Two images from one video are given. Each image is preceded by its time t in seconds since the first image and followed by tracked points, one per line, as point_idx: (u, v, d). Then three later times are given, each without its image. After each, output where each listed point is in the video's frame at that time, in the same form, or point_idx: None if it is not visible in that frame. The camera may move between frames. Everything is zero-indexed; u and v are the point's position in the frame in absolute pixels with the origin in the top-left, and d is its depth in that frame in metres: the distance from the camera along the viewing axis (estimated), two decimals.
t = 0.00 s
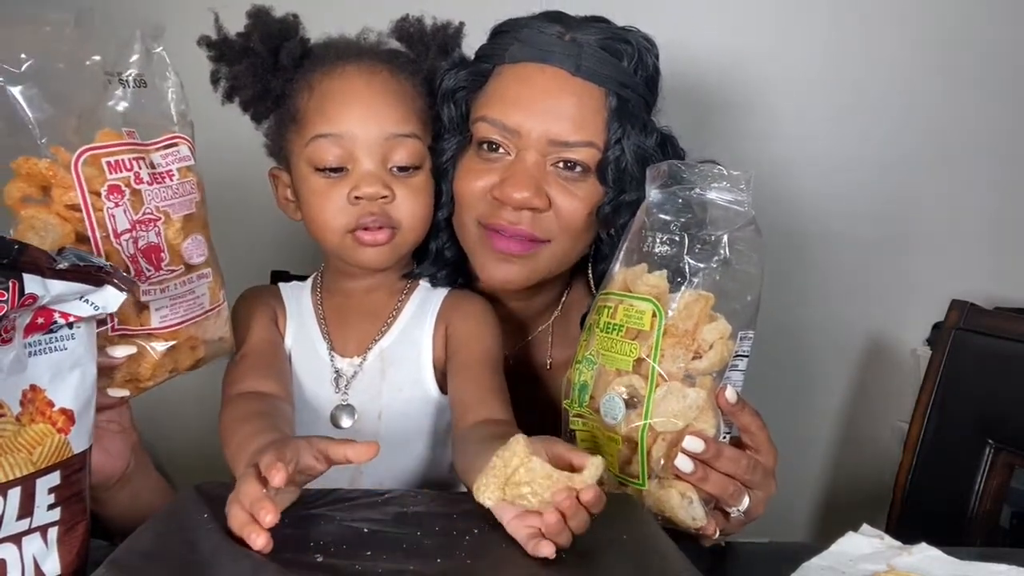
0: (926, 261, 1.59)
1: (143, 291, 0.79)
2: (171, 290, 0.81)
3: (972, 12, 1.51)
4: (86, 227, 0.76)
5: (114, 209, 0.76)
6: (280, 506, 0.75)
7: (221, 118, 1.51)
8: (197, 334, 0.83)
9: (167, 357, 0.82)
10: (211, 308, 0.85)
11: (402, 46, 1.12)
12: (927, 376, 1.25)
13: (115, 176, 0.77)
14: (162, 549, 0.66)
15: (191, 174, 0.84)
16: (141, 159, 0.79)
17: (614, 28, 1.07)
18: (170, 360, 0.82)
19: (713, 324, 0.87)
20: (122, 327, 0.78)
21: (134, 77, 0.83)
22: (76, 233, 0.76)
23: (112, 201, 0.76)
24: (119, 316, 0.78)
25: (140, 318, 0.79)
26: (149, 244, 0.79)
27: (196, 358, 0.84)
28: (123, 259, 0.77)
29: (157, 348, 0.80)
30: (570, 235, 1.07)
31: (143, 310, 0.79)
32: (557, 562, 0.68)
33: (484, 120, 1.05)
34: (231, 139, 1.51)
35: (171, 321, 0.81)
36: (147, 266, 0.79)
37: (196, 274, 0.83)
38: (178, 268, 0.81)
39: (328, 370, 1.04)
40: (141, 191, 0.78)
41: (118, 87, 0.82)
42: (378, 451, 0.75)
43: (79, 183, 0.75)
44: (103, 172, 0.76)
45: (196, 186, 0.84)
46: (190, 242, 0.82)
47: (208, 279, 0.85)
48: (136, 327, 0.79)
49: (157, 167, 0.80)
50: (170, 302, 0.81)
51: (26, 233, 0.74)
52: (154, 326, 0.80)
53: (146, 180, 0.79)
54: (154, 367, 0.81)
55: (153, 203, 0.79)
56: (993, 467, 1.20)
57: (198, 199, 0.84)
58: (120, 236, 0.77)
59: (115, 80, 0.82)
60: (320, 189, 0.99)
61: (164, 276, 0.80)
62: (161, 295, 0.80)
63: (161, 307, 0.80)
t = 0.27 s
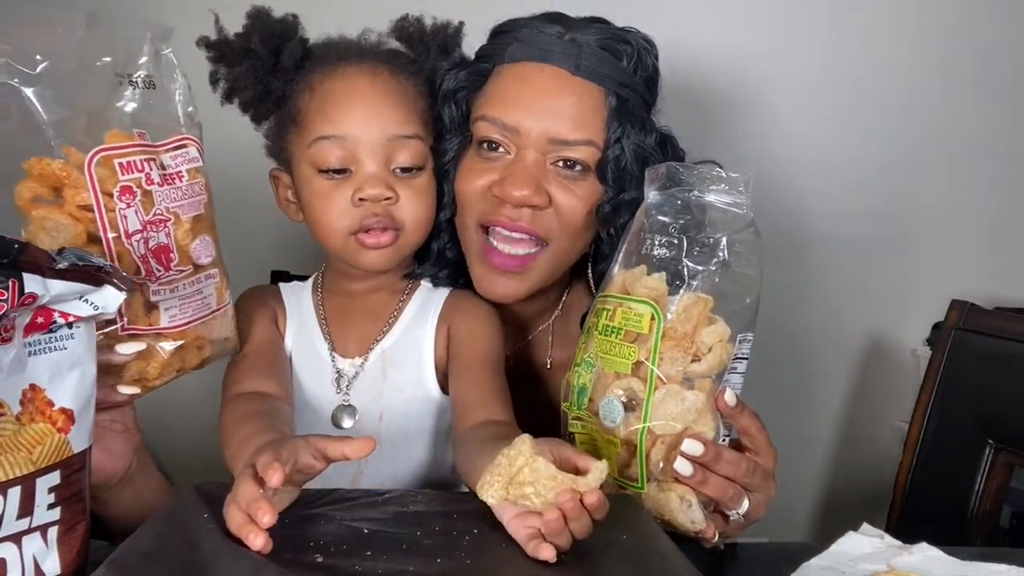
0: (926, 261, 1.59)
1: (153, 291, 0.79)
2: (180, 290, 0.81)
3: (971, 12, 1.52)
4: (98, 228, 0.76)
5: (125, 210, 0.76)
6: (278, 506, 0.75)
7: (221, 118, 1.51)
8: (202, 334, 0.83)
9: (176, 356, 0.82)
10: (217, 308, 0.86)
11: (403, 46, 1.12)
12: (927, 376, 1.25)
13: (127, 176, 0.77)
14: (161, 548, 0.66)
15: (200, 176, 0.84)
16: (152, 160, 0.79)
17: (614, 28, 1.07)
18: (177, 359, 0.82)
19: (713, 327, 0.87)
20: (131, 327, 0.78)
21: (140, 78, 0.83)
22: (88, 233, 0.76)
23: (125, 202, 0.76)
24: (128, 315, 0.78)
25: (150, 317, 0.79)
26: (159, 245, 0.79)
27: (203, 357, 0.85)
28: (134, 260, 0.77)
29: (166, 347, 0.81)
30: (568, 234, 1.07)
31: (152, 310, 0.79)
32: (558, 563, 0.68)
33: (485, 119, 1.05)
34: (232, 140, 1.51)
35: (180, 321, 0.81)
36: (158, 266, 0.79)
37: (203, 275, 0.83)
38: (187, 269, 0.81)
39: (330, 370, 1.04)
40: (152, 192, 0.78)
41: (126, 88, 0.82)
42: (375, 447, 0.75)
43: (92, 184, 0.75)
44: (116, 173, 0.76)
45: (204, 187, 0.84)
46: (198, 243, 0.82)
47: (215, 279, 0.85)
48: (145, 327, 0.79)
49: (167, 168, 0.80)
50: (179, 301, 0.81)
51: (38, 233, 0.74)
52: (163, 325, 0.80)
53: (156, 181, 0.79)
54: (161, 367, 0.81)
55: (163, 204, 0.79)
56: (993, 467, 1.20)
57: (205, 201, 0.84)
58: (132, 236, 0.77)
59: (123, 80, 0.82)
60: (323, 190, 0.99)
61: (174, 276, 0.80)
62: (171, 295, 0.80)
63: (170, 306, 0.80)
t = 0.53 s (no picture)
0: (926, 261, 1.59)
1: (209, 301, 0.79)
2: (225, 301, 0.82)
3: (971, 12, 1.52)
4: (173, 243, 0.76)
5: (197, 227, 0.77)
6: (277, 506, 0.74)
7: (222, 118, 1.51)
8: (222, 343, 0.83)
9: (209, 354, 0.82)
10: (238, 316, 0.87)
11: (405, 47, 1.12)
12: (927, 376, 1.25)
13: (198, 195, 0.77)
14: (161, 548, 0.66)
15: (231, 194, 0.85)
16: (210, 178, 0.80)
17: (614, 27, 1.07)
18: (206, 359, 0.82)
19: (719, 329, 0.87)
20: (185, 333, 0.79)
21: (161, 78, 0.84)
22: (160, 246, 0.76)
23: (197, 219, 0.77)
24: (184, 323, 0.78)
25: (202, 327, 0.79)
26: (214, 259, 0.80)
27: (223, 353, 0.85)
28: (199, 274, 0.78)
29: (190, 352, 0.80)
30: (568, 234, 1.08)
31: (205, 321, 0.79)
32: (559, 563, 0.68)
33: (484, 119, 1.05)
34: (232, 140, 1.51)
35: (222, 331, 0.82)
36: (213, 280, 0.80)
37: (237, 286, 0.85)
38: (229, 281, 0.83)
39: (330, 370, 1.04)
40: (214, 210, 0.79)
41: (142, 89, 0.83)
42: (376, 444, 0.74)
43: (174, 202, 0.76)
44: (190, 191, 0.77)
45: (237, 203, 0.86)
46: (236, 257, 0.84)
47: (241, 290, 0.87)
48: (196, 334, 0.79)
49: (220, 184, 0.81)
50: (224, 312, 0.81)
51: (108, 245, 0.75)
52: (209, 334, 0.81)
53: (215, 199, 0.80)
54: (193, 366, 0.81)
55: (220, 221, 0.80)
56: (993, 467, 1.20)
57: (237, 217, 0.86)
58: (199, 251, 0.77)
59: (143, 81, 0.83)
60: (328, 191, 0.99)
61: (222, 287, 0.81)
62: (221, 307, 0.81)
63: (220, 318, 0.81)
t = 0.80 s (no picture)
0: (926, 261, 1.59)
1: (160, 342, 0.73)
2: (187, 340, 0.76)
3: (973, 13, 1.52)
4: (118, 284, 0.71)
5: (150, 268, 0.72)
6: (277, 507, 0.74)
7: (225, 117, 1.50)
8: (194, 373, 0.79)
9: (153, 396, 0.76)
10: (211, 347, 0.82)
11: (410, 49, 1.10)
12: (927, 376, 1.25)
13: (156, 234, 0.72)
14: (162, 548, 0.65)
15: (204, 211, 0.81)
16: (175, 213, 0.75)
17: (620, 27, 1.07)
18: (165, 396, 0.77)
19: (720, 329, 0.87)
20: (132, 373, 0.73)
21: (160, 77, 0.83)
22: (105, 284, 0.71)
23: (150, 261, 0.72)
24: (131, 361, 0.73)
25: (154, 368, 0.74)
26: (173, 297, 0.74)
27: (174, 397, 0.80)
28: (149, 316, 0.72)
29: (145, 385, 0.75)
30: (572, 234, 1.08)
31: (156, 361, 0.74)
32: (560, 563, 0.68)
33: (490, 118, 1.05)
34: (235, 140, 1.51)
35: (180, 369, 0.76)
36: (169, 320, 0.74)
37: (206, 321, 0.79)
38: (193, 318, 0.77)
39: (332, 369, 1.03)
40: (175, 248, 0.74)
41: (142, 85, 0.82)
42: (375, 447, 0.76)
43: (122, 241, 0.71)
44: (145, 231, 0.72)
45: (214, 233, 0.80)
46: (204, 290, 0.78)
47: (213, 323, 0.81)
48: (144, 374, 0.74)
49: (188, 218, 0.76)
50: (184, 351, 0.76)
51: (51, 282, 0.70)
52: (161, 373, 0.75)
53: (180, 235, 0.75)
54: (140, 399, 0.75)
55: (184, 258, 0.75)
56: (993, 467, 1.20)
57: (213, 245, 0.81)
58: (151, 294, 0.72)
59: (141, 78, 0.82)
60: (330, 190, 0.99)
61: (183, 327, 0.75)
62: (178, 347, 0.75)
63: (175, 359, 0.75)
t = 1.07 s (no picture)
0: (927, 260, 1.59)
1: (112, 320, 0.71)
2: (137, 315, 0.74)
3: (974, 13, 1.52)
4: (56, 264, 0.67)
5: (86, 244, 0.68)
6: (276, 508, 0.74)
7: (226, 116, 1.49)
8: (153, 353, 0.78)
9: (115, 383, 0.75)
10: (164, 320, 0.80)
11: (416, 50, 1.10)
12: (927, 376, 1.25)
13: (85, 208, 0.69)
14: (162, 548, 0.65)
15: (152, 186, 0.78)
16: (104, 184, 0.71)
17: (625, 26, 1.06)
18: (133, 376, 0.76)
19: (721, 329, 0.87)
20: (87, 356, 0.71)
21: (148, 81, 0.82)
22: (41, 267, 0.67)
23: (85, 235, 0.68)
24: (83, 345, 0.70)
25: (108, 348, 0.72)
26: (117, 271, 0.71)
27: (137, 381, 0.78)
28: (94, 293, 0.69)
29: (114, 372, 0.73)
30: (574, 232, 1.06)
31: (111, 339, 0.72)
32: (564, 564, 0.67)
33: (495, 115, 1.05)
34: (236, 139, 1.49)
35: (136, 344, 0.74)
36: (117, 295, 0.71)
37: (155, 292, 0.77)
38: (141, 289, 0.75)
39: (338, 369, 1.03)
40: (110, 219, 0.71)
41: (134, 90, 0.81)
42: (374, 448, 0.76)
43: (50, 220, 0.67)
44: (74, 204, 0.68)
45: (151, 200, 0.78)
46: (150, 260, 0.76)
47: (163, 294, 0.79)
48: (101, 356, 0.72)
49: (118, 187, 0.73)
50: (136, 326, 0.74)
51: None
52: (121, 352, 0.73)
53: (113, 206, 0.71)
54: (103, 380, 0.73)
55: (120, 229, 0.72)
56: (993, 467, 1.20)
57: (152, 214, 0.78)
58: (93, 270, 0.69)
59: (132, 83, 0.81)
60: (339, 190, 0.98)
61: (132, 300, 0.73)
62: (129, 323, 0.73)
63: (129, 334, 0.73)
